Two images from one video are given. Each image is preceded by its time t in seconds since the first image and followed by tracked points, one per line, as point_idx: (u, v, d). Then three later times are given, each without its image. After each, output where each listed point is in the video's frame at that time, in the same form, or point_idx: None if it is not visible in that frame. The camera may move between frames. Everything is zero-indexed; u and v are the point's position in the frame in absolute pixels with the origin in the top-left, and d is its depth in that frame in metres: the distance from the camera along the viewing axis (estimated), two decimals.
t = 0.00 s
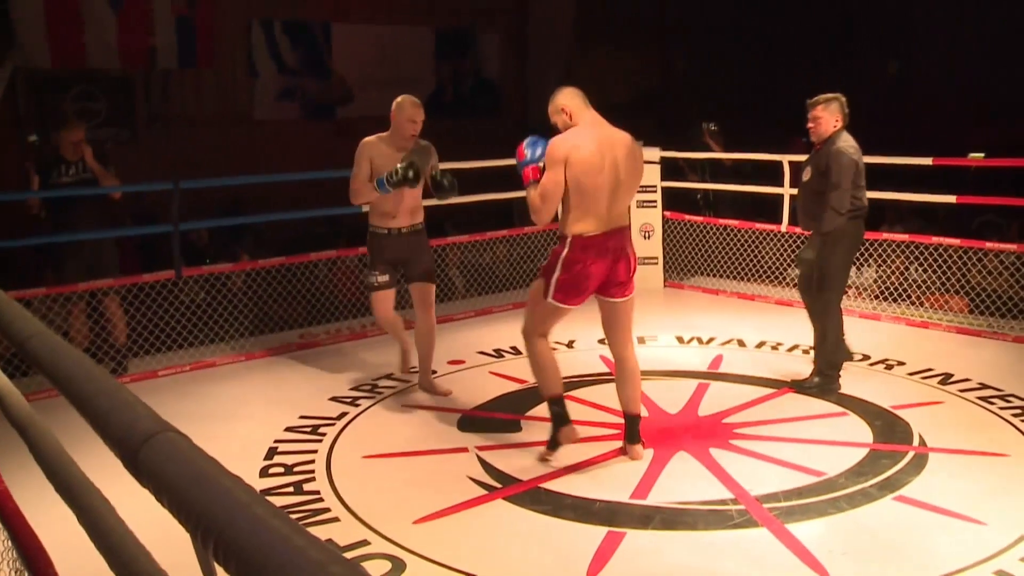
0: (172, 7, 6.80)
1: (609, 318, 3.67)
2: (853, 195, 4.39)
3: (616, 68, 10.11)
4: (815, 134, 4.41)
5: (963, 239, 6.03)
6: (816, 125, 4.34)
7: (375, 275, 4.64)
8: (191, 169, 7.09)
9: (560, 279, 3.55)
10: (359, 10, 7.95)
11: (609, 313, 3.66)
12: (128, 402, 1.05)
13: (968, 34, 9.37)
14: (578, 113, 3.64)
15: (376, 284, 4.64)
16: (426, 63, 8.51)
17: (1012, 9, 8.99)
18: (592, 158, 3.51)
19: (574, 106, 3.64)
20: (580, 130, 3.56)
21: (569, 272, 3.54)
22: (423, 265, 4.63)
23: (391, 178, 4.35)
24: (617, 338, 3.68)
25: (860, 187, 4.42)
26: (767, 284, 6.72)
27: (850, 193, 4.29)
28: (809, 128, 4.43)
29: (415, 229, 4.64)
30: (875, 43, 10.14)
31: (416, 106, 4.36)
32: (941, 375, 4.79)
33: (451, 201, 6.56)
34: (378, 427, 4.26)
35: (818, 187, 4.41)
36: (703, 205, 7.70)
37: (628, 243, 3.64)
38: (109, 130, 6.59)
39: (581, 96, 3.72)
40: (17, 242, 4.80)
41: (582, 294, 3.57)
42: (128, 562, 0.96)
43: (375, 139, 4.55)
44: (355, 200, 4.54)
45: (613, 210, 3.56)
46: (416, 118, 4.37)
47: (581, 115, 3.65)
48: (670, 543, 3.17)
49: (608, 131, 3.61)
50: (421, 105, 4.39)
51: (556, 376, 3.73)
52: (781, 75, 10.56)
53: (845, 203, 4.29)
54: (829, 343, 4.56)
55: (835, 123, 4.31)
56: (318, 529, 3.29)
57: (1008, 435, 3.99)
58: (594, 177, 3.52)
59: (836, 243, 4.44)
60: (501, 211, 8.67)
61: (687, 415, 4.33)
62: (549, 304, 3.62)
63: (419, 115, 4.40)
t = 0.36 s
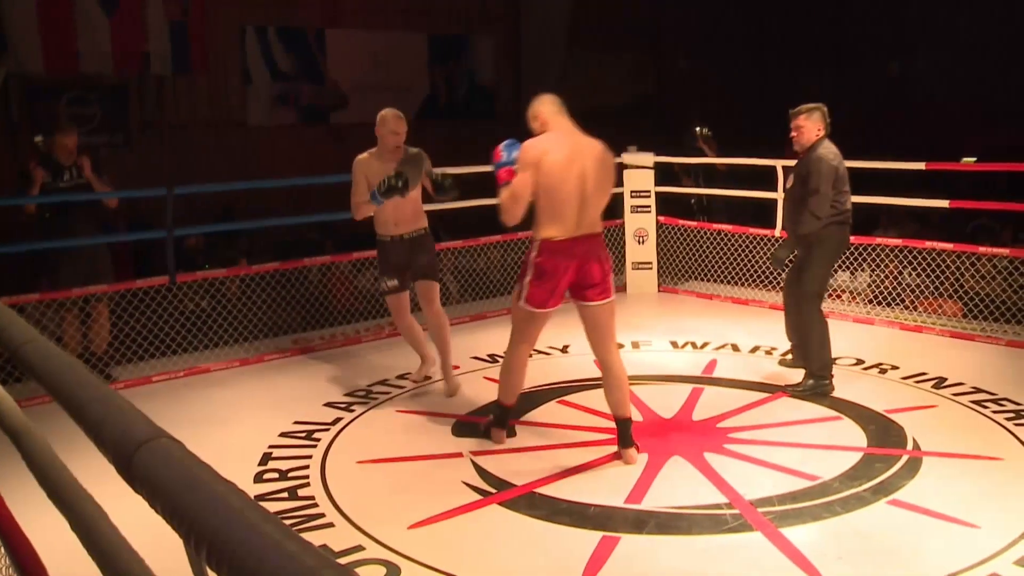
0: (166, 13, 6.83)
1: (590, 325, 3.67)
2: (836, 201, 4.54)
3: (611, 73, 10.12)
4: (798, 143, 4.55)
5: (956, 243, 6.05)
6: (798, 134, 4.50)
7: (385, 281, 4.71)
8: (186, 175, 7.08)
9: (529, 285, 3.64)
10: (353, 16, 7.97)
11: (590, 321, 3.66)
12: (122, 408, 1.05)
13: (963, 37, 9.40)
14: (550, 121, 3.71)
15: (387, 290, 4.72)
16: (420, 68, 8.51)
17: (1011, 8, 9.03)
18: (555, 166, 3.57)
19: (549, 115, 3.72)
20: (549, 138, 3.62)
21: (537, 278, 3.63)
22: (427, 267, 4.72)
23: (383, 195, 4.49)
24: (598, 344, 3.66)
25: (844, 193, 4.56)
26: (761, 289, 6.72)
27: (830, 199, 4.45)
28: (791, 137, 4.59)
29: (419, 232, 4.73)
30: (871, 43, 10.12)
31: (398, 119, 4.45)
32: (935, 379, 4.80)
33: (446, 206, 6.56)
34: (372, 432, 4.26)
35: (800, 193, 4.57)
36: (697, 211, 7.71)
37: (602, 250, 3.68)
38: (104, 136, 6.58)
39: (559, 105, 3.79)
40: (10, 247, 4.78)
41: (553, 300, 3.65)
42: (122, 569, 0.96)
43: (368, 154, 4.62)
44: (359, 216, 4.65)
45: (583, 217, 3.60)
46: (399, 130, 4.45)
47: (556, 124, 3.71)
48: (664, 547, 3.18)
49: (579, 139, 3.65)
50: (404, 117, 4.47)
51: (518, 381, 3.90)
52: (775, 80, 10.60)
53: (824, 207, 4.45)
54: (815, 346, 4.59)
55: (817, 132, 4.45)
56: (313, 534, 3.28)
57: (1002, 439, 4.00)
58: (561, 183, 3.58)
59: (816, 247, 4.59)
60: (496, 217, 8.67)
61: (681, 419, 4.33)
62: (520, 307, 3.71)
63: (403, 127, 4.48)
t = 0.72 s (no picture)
0: (167, 18, 6.85)
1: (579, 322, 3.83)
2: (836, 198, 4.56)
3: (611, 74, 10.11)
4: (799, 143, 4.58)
5: (958, 244, 6.04)
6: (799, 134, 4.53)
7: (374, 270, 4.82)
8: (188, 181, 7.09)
9: (514, 283, 3.80)
10: (353, 20, 7.98)
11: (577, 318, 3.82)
12: (126, 413, 1.06)
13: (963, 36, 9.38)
14: (526, 125, 3.89)
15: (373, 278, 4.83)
16: (421, 72, 8.52)
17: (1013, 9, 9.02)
18: (531, 168, 3.76)
19: (529, 120, 3.88)
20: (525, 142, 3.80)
21: (521, 275, 3.78)
22: (429, 265, 4.74)
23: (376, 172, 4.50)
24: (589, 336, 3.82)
25: (844, 191, 4.58)
26: (763, 290, 6.71)
27: (831, 197, 4.46)
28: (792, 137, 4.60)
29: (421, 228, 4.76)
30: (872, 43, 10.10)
31: (400, 113, 4.53)
32: (938, 381, 4.79)
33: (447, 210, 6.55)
34: (377, 436, 4.26)
35: (801, 192, 4.59)
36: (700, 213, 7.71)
37: (585, 248, 3.81)
38: (106, 141, 6.60)
39: (539, 109, 3.93)
40: (14, 252, 4.78)
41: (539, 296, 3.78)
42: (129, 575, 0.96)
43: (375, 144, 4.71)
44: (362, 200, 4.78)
45: (563, 217, 3.76)
46: (401, 125, 4.54)
47: (535, 128, 3.88)
48: (669, 550, 3.17)
49: (555, 142, 3.82)
50: (406, 112, 4.55)
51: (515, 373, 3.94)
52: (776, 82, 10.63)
53: (826, 204, 4.46)
54: (817, 342, 4.64)
55: (818, 132, 4.48)
56: (318, 538, 3.28)
57: (1007, 440, 4.00)
58: (539, 185, 3.76)
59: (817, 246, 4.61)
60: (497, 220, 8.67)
61: (685, 422, 4.32)
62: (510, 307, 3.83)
63: (405, 121, 4.56)
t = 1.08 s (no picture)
0: (170, 21, 6.85)
1: (574, 324, 3.81)
2: (839, 196, 4.56)
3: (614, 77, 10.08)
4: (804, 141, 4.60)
5: (961, 246, 6.03)
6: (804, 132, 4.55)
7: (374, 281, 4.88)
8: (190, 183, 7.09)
9: (510, 283, 3.84)
10: (355, 22, 7.98)
11: (574, 319, 3.81)
12: (130, 415, 1.06)
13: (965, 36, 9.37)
14: (529, 130, 3.88)
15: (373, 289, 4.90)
16: (423, 74, 8.51)
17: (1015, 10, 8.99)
18: (532, 173, 3.76)
19: (532, 125, 3.87)
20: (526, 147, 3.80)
21: (519, 276, 3.81)
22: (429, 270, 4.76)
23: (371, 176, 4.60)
24: (585, 343, 3.79)
25: (849, 190, 4.58)
26: (767, 292, 6.71)
27: (833, 192, 4.47)
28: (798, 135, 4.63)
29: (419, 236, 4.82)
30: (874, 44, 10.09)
31: (396, 124, 4.55)
32: (942, 383, 4.78)
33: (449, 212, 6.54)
34: (380, 438, 4.26)
35: (806, 188, 4.62)
36: (703, 216, 7.71)
37: (582, 253, 3.83)
38: (109, 144, 6.62)
39: (543, 115, 3.92)
40: (18, 255, 4.78)
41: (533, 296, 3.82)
42: None
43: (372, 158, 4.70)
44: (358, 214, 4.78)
45: (561, 221, 3.77)
46: (397, 135, 4.55)
47: (538, 134, 3.87)
48: (672, 552, 3.17)
49: (557, 149, 3.82)
50: (403, 122, 4.57)
51: (499, 366, 4.04)
52: (777, 82, 10.60)
53: (828, 200, 4.47)
54: (834, 343, 4.67)
55: (822, 129, 4.50)
56: (320, 540, 3.29)
57: (1010, 442, 3.99)
58: (538, 190, 3.76)
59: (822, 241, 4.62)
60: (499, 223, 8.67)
61: (689, 424, 4.32)
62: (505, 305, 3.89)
63: (401, 131, 4.59)
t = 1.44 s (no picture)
0: (170, 24, 6.85)
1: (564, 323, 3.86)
2: (839, 200, 4.56)
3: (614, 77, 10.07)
4: (804, 143, 4.61)
5: (960, 246, 6.04)
6: (805, 135, 4.56)
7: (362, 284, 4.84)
8: (191, 185, 7.10)
9: (494, 284, 3.90)
10: (354, 24, 7.99)
11: (562, 319, 3.86)
12: (130, 417, 1.06)
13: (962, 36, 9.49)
14: (508, 132, 3.94)
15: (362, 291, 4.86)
16: (423, 76, 8.51)
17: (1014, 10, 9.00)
18: (508, 173, 3.84)
19: (511, 127, 3.93)
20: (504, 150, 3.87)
21: (503, 277, 3.87)
22: (420, 270, 4.82)
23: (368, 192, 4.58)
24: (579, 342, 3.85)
25: (850, 193, 4.58)
26: (767, 293, 6.70)
27: (831, 197, 4.47)
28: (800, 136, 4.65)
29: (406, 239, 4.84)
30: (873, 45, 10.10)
31: (386, 131, 4.62)
32: (942, 383, 4.78)
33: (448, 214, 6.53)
34: (381, 439, 4.27)
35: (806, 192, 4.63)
36: (703, 216, 7.71)
37: (564, 252, 3.87)
38: (110, 147, 6.63)
39: (523, 116, 3.97)
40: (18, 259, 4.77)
41: (519, 297, 3.87)
42: None
43: (358, 165, 4.74)
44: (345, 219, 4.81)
45: (540, 221, 3.83)
46: (387, 141, 4.62)
47: (518, 136, 3.92)
48: (672, 553, 3.17)
49: (534, 149, 3.87)
50: (391, 129, 4.65)
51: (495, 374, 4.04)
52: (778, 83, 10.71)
53: (824, 206, 4.47)
54: (836, 343, 4.67)
55: (823, 132, 4.50)
56: (321, 541, 3.29)
57: (1010, 442, 3.99)
58: (514, 191, 3.83)
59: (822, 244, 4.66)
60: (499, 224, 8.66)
61: (689, 425, 4.32)
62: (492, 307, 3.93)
63: (390, 138, 4.65)
